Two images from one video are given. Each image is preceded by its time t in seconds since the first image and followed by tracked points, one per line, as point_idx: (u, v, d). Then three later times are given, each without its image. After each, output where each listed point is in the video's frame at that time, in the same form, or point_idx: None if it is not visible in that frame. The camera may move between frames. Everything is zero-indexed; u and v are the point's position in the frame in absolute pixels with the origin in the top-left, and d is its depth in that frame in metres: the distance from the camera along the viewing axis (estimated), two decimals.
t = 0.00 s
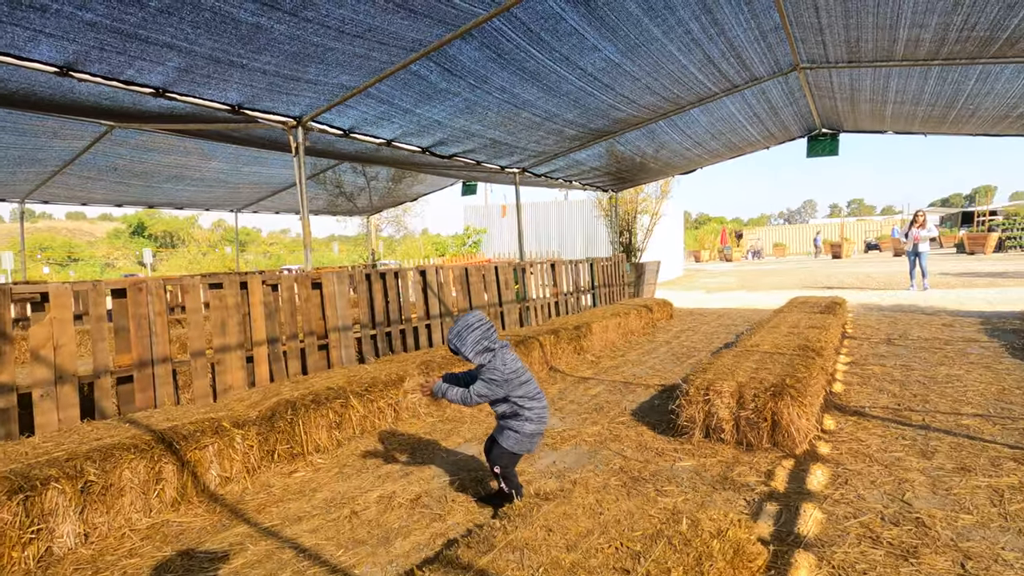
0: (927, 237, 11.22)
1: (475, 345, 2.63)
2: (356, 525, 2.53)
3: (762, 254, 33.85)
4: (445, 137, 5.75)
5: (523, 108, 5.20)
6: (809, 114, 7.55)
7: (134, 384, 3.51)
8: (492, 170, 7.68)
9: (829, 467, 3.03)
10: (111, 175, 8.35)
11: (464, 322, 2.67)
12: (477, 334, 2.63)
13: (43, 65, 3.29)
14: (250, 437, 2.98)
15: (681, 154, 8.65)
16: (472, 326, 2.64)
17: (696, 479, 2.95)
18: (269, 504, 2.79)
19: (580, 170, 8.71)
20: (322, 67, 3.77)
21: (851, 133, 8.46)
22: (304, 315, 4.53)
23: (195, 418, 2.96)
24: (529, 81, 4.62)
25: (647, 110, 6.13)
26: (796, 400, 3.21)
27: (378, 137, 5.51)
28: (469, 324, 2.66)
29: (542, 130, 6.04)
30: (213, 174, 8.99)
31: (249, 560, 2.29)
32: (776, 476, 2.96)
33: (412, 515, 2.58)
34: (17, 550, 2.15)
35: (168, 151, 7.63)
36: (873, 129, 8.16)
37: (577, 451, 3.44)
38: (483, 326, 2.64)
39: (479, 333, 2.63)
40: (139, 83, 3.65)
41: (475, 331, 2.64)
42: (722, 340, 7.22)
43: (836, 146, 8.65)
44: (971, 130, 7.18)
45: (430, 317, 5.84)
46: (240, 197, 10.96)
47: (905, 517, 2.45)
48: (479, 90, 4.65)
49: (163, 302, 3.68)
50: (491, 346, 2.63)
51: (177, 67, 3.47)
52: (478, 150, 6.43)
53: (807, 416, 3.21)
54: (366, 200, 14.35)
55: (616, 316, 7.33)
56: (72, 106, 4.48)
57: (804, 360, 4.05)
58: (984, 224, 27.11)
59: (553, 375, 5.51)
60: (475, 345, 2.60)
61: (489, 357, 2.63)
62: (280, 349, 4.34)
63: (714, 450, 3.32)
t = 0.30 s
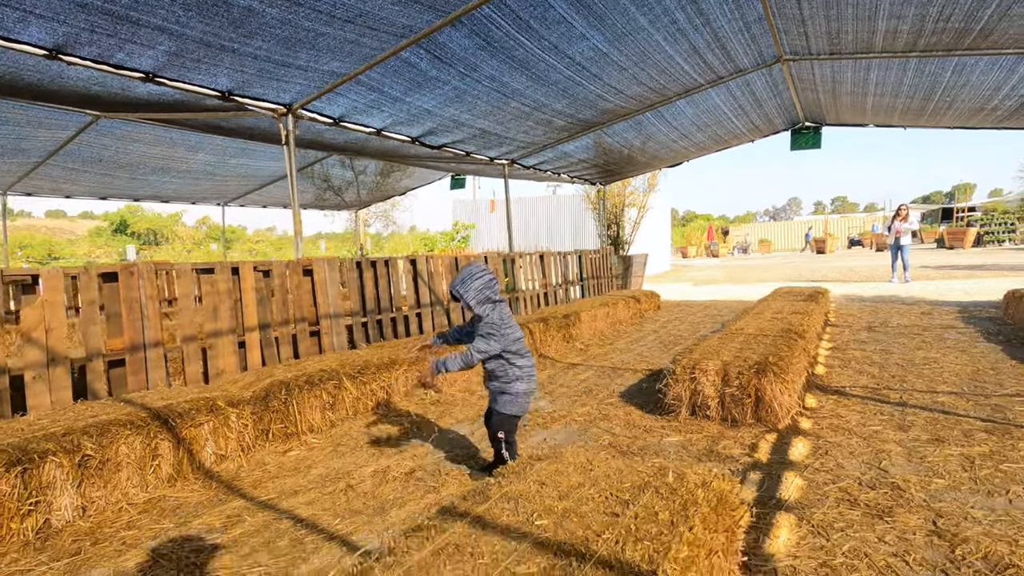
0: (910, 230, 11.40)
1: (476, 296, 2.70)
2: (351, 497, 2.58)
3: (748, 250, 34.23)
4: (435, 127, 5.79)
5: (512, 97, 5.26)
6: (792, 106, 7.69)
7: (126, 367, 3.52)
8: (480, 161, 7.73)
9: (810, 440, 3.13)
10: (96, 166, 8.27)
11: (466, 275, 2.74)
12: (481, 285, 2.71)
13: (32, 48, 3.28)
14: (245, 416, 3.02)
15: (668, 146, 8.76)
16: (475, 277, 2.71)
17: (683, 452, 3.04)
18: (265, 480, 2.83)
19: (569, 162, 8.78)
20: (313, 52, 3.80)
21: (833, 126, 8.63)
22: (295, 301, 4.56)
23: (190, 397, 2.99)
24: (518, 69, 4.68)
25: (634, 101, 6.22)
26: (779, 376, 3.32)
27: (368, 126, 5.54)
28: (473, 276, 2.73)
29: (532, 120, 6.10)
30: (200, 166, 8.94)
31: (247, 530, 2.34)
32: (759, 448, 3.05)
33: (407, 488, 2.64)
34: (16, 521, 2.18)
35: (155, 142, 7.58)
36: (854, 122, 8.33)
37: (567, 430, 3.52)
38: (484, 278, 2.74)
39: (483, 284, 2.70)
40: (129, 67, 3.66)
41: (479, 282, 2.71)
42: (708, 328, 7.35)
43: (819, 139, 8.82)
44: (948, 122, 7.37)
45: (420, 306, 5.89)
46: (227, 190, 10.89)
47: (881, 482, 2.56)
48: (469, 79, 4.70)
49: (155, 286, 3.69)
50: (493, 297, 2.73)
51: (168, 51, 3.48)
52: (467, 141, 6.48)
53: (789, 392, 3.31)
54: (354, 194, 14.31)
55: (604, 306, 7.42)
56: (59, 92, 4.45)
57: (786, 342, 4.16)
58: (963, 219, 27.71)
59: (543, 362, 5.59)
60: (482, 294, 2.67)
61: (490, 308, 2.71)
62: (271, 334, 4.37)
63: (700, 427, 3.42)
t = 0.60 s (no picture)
0: (899, 225, 11.51)
1: (495, 263, 2.75)
2: (353, 470, 2.57)
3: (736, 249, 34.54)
4: (428, 116, 5.79)
5: (506, 85, 5.27)
6: (781, 99, 7.79)
7: (119, 349, 3.48)
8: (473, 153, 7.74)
9: (806, 414, 3.17)
10: (82, 158, 8.15)
11: (487, 243, 2.72)
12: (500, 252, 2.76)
13: (23, 24, 3.24)
14: (243, 394, 3.00)
15: (659, 139, 8.83)
16: (494, 242, 2.74)
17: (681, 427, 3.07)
18: (264, 457, 2.81)
19: (561, 155, 8.82)
20: (309, 34, 3.77)
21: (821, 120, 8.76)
22: (290, 287, 4.53)
23: (188, 375, 2.97)
24: (513, 56, 4.69)
25: (626, 92, 6.26)
26: (775, 353, 3.35)
27: (361, 114, 5.53)
28: (494, 243, 2.74)
29: (525, 110, 6.12)
30: (188, 159, 8.84)
31: (249, 501, 2.32)
32: (756, 422, 3.09)
33: (408, 461, 2.63)
34: (13, 493, 2.15)
35: (143, 133, 7.49)
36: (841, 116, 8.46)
37: (565, 409, 3.53)
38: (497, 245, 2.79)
39: (501, 250, 2.76)
40: (122, 47, 3.62)
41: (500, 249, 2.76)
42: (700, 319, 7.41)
43: (807, 133, 8.93)
44: (933, 115, 7.51)
45: (414, 295, 5.87)
46: (215, 185, 10.78)
47: (877, 449, 2.61)
48: (464, 65, 4.70)
49: (148, 268, 3.65)
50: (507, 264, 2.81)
51: (162, 30, 3.45)
52: (460, 130, 6.48)
53: (785, 368, 3.35)
54: (344, 191, 14.25)
55: (597, 297, 7.45)
56: (48, 75, 4.39)
57: (780, 324, 4.22)
58: (945, 218, 28.19)
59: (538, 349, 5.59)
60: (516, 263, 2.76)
61: (507, 275, 2.79)
62: (266, 320, 4.34)
63: (697, 404, 3.45)
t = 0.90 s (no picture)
0: (892, 220, 11.54)
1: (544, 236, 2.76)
2: (348, 451, 2.52)
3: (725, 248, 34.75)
4: (421, 104, 5.74)
5: (500, 72, 5.23)
6: (773, 92, 7.81)
7: (106, 335, 3.39)
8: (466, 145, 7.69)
9: (804, 396, 3.16)
10: (67, 150, 8.00)
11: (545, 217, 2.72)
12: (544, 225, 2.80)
13: None
14: (233, 377, 2.94)
15: (651, 133, 8.83)
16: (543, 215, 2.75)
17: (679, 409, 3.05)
18: (256, 441, 2.75)
19: (554, 148, 8.79)
20: (300, 14, 3.71)
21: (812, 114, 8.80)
22: (281, 275, 4.46)
23: (177, 358, 2.91)
24: (508, 41, 4.65)
25: (620, 82, 6.23)
26: (773, 336, 3.34)
27: (353, 101, 5.47)
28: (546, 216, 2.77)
29: (519, 99, 6.08)
30: (176, 151, 8.72)
31: (241, 482, 2.26)
32: (754, 404, 3.07)
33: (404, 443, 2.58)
34: None
35: (130, 124, 7.37)
36: (832, 110, 8.50)
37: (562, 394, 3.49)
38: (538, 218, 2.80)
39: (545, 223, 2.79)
40: (108, 25, 3.54)
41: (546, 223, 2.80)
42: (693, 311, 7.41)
43: (798, 127, 8.98)
44: (923, 109, 7.56)
45: (407, 285, 5.82)
46: (204, 179, 10.64)
47: (876, 427, 2.60)
48: (457, 51, 4.65)
49: (136, 252, 3.56)
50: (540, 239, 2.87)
51: (150, 8, 3.38)
52: (453, 120, 6.43)
53: (782, 351, 3.34)
54: (334, 186, 14.14)
55: (591, 290, 7.43)
56: (31, 57, 4.29)
57: (776, 310, 4.21)
58: (932, 217, 28.55)
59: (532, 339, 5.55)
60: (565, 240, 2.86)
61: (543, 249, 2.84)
62: (257, 308, 4.26)
63: (694, 388, 3.43)
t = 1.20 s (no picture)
0: (881, 221, 11.60)
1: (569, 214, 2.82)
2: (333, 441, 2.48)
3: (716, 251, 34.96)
4: (410, 101, 5.73)
5: (489, 68, 5.23)
6: (761, 92, 7.87)
7: (87, 329, 3.34)
8: (456, 144, 7.68)
9: (792, 387, 3.17)
10: (52, 148, 7.91)
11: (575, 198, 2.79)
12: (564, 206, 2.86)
13: None
14: (217, 369, 2.91)
15: (641, 133, 8.87)
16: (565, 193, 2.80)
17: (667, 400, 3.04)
18: (240, 433, 2.71)
19: (544, 148, 8.81)
20: (287, 6, 3.68)
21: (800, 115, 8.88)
22: (268, 270, 4.42)
23: (159, 350, 2.87)
24: (496, 37, 4.65)
25: (609, 80, 6.25)
26: (760, 327, 3.33)
27: (342, 97, 5.45)
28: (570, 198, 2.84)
29: (508, 96, 6.08)
30: (163, 151, 8.64)
31: (223, 472, 2.22)
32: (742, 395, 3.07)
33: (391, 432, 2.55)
34: None
35: (116, 123, 7.30)
36: (819, 111, 8.59)
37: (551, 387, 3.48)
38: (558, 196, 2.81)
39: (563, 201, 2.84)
40: (92, 15, 3.51)
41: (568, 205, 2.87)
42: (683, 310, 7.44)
43: (786, 128, 9.06)
44: (908, 109, 7.66)
45: (396, 283, 5.79)
46: (192, 179, 10.56)
47: (863, 415, 2.61)
48: (446, 46, 4.64)
49: (118, 245, 3.52)
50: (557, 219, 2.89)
51: None
52: (443, 118, 6.42)
53: (770, 342, 3.34)
54: (324, 188, 14.09)
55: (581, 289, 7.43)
56: (14, 50, 4.23)
57: (764, 304, 4.23)
58: (918, 220, 28.89)
59: (522, 337, 5.53)
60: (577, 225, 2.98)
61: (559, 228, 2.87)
62: (243, 303, 4.22)
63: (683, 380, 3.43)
